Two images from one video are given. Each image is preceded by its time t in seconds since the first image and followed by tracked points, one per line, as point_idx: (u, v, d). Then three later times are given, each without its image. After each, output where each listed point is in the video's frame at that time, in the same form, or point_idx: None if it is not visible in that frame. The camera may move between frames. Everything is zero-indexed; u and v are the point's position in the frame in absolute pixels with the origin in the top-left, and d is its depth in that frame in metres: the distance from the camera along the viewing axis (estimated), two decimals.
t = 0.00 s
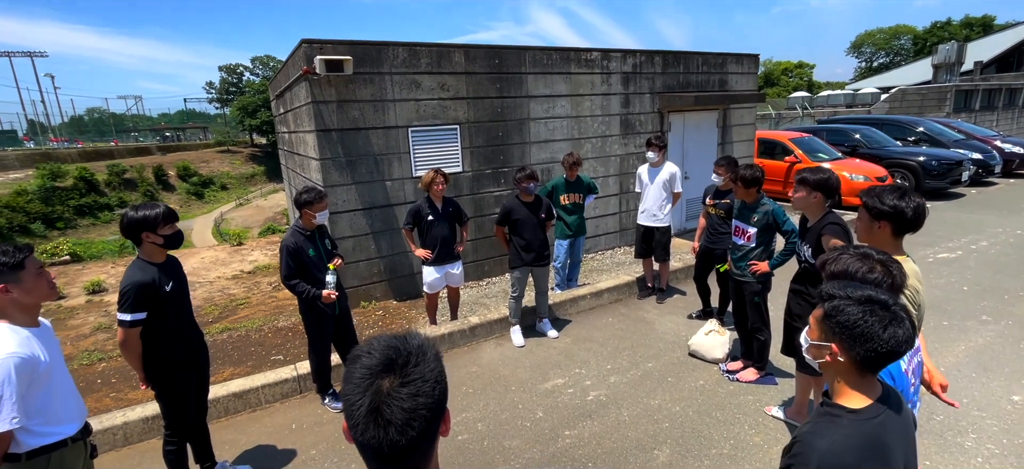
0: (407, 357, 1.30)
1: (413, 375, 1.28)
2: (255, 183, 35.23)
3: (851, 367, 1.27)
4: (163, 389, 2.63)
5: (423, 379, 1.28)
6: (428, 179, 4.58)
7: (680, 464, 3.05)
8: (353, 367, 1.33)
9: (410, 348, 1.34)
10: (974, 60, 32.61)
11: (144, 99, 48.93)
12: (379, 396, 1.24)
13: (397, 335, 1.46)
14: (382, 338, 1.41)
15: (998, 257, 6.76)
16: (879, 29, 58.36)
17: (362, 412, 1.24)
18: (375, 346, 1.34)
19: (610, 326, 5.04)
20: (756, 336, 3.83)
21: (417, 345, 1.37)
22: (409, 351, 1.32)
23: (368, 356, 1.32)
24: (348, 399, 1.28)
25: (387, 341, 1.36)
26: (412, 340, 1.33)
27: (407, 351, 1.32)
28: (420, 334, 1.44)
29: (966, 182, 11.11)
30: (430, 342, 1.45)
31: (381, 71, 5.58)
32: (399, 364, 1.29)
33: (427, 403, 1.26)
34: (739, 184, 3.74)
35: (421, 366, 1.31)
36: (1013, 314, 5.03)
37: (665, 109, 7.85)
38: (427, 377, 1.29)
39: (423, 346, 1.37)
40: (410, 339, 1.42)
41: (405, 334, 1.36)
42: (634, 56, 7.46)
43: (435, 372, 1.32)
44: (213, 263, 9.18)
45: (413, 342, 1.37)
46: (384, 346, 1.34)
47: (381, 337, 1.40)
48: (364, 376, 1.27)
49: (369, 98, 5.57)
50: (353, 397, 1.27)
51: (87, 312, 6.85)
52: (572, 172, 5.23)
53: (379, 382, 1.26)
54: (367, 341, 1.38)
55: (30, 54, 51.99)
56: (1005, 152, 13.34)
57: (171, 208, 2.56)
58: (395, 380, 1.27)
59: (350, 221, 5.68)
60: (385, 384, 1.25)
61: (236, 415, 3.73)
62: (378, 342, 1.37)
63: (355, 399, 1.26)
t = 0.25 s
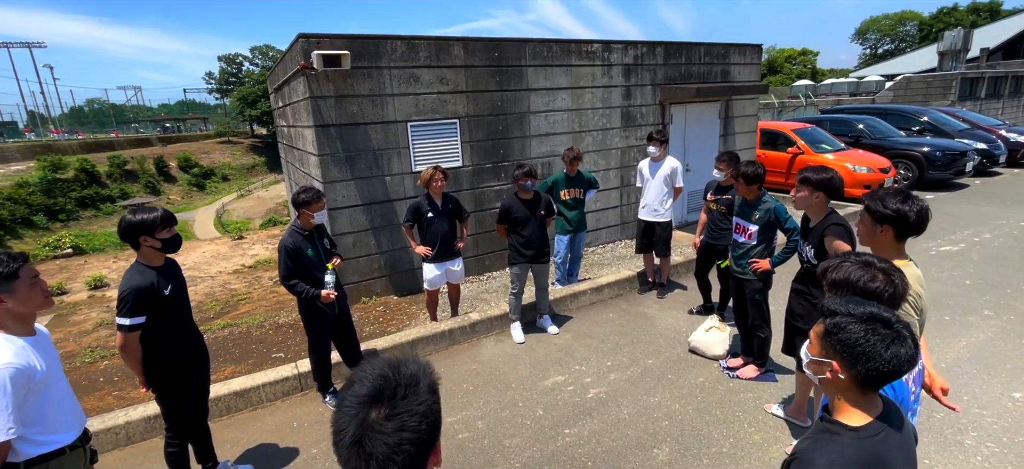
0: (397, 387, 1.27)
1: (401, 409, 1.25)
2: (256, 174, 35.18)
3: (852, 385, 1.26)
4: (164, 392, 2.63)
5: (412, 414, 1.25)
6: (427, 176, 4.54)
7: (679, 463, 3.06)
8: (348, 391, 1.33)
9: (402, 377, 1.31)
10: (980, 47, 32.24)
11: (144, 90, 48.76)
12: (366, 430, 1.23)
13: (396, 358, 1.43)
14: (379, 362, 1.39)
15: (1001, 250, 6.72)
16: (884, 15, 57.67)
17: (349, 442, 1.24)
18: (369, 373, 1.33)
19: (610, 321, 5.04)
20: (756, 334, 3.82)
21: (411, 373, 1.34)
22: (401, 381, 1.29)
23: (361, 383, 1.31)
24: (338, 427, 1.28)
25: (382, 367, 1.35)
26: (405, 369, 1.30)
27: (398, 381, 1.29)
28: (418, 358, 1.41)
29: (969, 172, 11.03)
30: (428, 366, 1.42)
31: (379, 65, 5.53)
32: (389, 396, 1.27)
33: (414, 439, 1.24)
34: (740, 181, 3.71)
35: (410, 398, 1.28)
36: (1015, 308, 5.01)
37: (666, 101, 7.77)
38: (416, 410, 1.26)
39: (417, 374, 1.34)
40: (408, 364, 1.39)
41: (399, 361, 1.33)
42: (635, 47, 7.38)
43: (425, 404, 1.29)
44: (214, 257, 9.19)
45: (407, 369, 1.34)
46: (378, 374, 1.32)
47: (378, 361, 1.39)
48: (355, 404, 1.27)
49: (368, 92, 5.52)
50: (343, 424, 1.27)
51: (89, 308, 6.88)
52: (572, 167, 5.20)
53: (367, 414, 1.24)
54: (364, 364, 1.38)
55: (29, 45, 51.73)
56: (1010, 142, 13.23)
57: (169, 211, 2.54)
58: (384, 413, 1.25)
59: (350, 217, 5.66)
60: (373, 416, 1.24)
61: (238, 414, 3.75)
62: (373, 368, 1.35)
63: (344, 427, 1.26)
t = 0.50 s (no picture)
0: (387, 412, 1.20)
1: (384, 442, 1.16)
2: (255, 165, 35.07)
3: (840, 403, 1.27)
4: (163, 395, 2.65)
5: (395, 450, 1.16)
6: (425, 174, 4.54)
7: (674, 461, 3.09)
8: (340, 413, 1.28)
9: (391, 405, 1.22)
10: (984, 35, 31.95)
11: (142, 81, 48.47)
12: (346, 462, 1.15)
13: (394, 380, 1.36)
14: (375, 384, 1.32)
15: (999, 244, 6.72)
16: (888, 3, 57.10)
17: None
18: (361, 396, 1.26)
19: (608, 318, 5.06)
20: (752, 332, 3.83)
21: (403, 400, 1.25)
22: (388, 411, 1.20)
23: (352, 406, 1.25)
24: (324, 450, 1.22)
25: (376, 390, 1.28)
26: (397, 397, 1.22)
27: (387, 411, 1.21)
28: (416, 382, 1.33)
29: (970, 164, 10.99)
30: (426, 391, 1.34)
31: (376, 61, 5.50)
32: (376, 425, 1.19)
33: None
34: (737, 180, 3.70)
35: (397, 431, 1.19)
36: (1011, 304, 5.02)
37: (665, 94, 7.73)
38: (401, 446, 1.17)
39: (408, 402, 1.25)
40: (404, 388, 1.31)
41: (392, 388, 1.25)
42: (634, 40, 7.32)
43: (413, 439, 1.20)
44: (214, 252, 9.20)
45: (400, 396, 1.26)
46: (369, 399, 1.25)
47: (375, 382, 1.32)
48: (342, 429, 1.21)
49: (365, 89, 5.50)
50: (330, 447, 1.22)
51: (90, 304, 6.90)
52: (569, 163, 5.19)
53: (351, 442, 1.18)
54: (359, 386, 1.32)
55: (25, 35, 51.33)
56: (1011, 133, 13.18)
57: (165, 216, 2.55)
58: (368, 446, 1.17)
59: (348, 213, 5.66)
60: (357, 445, 1.17)
61: (238, 412, 3.78)
62: (367, 391, 1.29)
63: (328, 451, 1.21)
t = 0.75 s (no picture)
0: (371, 432, 1.21)
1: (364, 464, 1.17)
2: (254, 156, 34.94)
3: (817, 416, 1.30)
4: (159, 396, 2.68)
5: None
6: (420, 172, 4.55)
7: (665, 459, 3.14)
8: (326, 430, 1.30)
9: (374, 425, 1.23)
10: (986, 26, 31.74)
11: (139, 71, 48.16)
12: None
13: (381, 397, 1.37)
14: (361, 402, 1.33)
15: (994, 240, 6.74)
16: None
17: None
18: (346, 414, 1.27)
19: (603, 314, 5.10)
20: (745, 330, 3.87)
21: (386, 419, 1.26)
22: (369, 433, 1.21)
23: (336, 423, 1.26)
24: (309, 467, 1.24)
25: (362, 407, 1.29)
26: (379, 416, 1.23)
27: (368, 432, 1.22)
28: (402, 400, 1.34)
29: (968, 158, 10.99)
30: (411, 409, 1.35)
31: (372, 57, 5.48)
32: (358, 445, 1.19)
33: None
34: (731, 180, 3.71)
35: (379, 451, 1.20)
36: (1003, 301, 5.06)
37: (663, 89, 7.70)
38: (383, 465, 1.19)
39: (391, 422, 1.26)
40: (389, 406, 1.32)
41: (375, 406, 1.26)
42: (631, 35, 7.28)
43: (395, 458, 1.21)
44: (212, 247, 9.22)
45: (384, 414, 1.27)
46: (352, 419, 1.25)
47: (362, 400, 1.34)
48: (324, 447, 1.22)
49: (360, 85, 5.48)
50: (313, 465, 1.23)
51: (89, 300, 6.93)
52: (565, 160, 5.19)
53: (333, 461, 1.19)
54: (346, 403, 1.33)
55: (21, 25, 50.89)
56: (1010, 126, 13.15)
57: (160, 220, 2.56)
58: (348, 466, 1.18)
59: (344, 210, 5.67)
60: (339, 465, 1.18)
61: (235, 410, 3.82)
62: (352, 408, 1.30)
63: None
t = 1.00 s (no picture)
0: (356, 456, 1.23)
1: None
2: (254, 148, 34.88)
3: (798, 433, 1.31)
4: (156, 397, 2.71)
5: None
6: (418, 172, 4.56)
7: (657, 460, 3.17)
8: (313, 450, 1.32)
9: (358, 447, 1.25)
10: (991, 19, 31.47)
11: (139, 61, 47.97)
12: None
13: (368, 416, 1.38)
14: (350, 422, 1.35)
15: (992, 239, 6.75)
16: None
17: None
18: (331, 436, 1.29)
19: (599, 313, 5.12)
20: (738, 331, 3.89)
21: (371, 441, 1.27)
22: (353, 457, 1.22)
23: (323, 444, 1.28)
24: None
25: (349, 427, 1.31)
26: (363, 440, 1.25)
27: (352, 455, 1.23)
28: (388, 420, 1.35)
29: (968, 155, 10.95)
30: (398, 429, 1.36)
31: (369, 55, 5.46)
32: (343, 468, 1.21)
33: None
34: (727, 182, 3.72)
35: None
36: (998, 301, 5.07)
37: (662, 85, 7.67)
38: None
39: (374, 444, 1.27)
40: (376, 426, 1.33)
41: (360, 428, 1.27)
42: (631, 31, 7.25)
43: None
44: (211, 242, 9.24)
45: (368, 436, 1.28)
46: (339, 441, 1.27)
47: (350, 419, 1.35)
48: None
49: (358, 83, 5.47)
50: None
51: (89, 295, 6.97)
52: (563, 158, 5.18)
53: None
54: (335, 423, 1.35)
55: (20, 14, 50.61)
56: (1011, 122, 13.09)
57: (155, 223, 2.58)
58: None
59: (342, 208, 5.68)
60: None
61: (233, 408, 3.86)
62: (340, 429, 1.31)
63: None
